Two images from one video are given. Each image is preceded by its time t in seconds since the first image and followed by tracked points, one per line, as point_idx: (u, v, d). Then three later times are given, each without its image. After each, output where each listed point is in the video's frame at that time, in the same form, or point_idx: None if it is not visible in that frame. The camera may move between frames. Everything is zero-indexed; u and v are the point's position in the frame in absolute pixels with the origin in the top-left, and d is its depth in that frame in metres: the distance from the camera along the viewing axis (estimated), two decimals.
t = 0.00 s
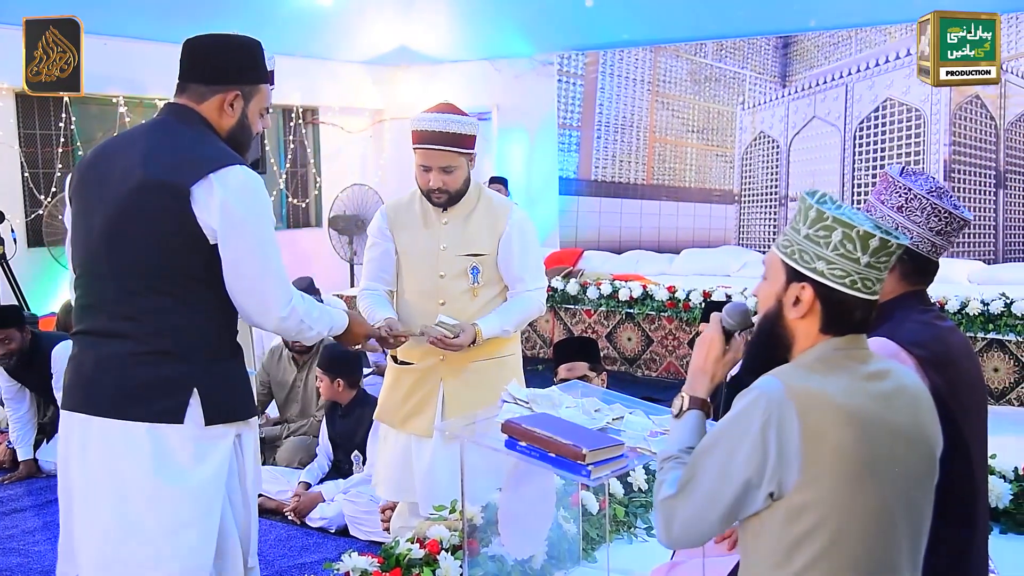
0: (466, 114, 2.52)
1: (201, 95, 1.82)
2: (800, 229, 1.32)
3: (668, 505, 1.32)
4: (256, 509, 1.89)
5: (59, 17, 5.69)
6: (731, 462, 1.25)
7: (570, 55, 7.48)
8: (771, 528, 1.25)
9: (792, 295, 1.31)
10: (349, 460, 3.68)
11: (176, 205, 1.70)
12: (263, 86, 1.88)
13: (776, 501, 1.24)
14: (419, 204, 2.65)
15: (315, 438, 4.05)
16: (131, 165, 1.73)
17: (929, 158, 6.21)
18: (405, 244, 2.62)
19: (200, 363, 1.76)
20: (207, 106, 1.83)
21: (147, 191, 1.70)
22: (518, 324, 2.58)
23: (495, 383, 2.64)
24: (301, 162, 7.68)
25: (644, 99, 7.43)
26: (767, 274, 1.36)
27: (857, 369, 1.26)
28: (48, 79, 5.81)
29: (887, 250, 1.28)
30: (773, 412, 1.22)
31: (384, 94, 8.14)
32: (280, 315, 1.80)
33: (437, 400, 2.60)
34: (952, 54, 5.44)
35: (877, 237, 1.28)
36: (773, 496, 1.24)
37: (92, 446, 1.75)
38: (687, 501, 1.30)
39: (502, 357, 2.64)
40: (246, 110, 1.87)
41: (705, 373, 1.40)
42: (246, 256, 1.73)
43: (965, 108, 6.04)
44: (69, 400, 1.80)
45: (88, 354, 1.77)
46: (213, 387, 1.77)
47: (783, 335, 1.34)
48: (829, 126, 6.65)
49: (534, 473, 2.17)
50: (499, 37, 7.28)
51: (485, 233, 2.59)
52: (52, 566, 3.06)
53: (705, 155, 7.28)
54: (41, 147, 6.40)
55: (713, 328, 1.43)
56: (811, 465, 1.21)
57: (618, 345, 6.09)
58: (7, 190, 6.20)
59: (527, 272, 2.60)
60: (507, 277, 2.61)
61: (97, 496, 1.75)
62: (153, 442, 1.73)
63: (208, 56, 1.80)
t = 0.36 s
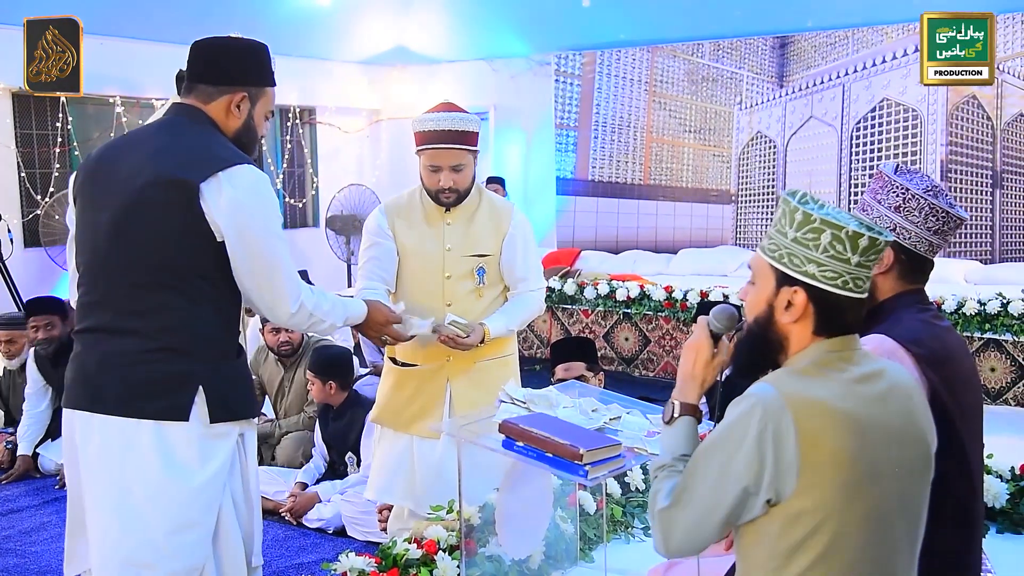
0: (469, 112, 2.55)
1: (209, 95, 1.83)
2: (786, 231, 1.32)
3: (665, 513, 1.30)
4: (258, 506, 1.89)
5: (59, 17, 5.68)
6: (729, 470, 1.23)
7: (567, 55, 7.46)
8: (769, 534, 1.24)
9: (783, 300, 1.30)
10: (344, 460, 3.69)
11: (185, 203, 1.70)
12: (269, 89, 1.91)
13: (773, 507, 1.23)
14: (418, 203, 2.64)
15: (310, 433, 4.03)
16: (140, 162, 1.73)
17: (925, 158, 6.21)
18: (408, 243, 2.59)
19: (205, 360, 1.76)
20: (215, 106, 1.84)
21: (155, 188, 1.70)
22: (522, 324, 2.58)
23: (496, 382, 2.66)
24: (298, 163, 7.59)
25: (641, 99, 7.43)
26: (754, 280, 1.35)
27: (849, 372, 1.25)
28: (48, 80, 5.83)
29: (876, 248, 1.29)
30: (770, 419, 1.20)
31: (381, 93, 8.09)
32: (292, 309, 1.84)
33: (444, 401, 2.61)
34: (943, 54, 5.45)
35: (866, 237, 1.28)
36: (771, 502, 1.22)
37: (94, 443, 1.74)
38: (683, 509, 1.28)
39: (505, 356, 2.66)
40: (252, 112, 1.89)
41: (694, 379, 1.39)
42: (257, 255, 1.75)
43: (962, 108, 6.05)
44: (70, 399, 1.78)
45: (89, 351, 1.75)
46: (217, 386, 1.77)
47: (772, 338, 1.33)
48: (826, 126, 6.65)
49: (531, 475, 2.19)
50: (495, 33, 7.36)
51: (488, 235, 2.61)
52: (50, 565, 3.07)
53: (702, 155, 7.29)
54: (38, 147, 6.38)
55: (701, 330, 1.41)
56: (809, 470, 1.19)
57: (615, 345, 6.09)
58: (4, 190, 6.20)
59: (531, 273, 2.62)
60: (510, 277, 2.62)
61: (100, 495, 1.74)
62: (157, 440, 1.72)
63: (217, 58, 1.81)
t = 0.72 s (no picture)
0: (482, 112, 2.52)
1: (228, 95, 1.77)
2: (766, 235, 1.33)
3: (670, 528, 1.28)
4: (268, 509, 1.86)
5: (60, 18, 5.72)
6: (733, 479, 1.21)
7: (564, 55, 7.49)
8: (775, 543, 1.22)
9: (777, 303, 1.30)
10: (341, 461, 3.67)
11: (201, 204, 1.65)
12: (288, 89, 1.84)
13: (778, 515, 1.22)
14: (420, 201, 2.59)
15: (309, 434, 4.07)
16: (156, 161, 1.67)
17: (922, 159, 6.22)
18: (418, 244, 2.55)
19: (218, 362, 1.71)
20: (234, 106, 1.77)
21: (171, 188, 1.65)
22: (527, 323, 2.61)
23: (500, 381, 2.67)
24: (295, 162, 7.69)
25: (637, 99, 7.44)
26: (742, 290, 1.36)
27: (847, 375, 1.25)
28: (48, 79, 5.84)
29: (856, 234, 1.29)
30: (773, 425, 1.19)
31: (376, 92, 8.07)
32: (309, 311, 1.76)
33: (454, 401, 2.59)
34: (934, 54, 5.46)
35: (844, 225, 1.29)
36: (776, 510, 1.21)
37: (106, 445, 1.70)
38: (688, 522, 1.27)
39: (510, 355, 2.67)
40: (270, 113, 1.82)
41: (694, 398, 1.38)
42: (272, 256, 1.68)
43: (958, 108, 6.06)
44: (83, 398, 1.75)
45: (102, 352, 1.71)
46: (231, 388, 1.73)
47: (771, 343, 1.32)
48: (823, 126, 6.66)
49: (528, 476, 2.18)
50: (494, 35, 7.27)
51: (494, 235, 2.61)
52: (46, 566, 3.06)
53: (698, 155, 7.29)
54: (34, 147, 6.40)
55: (698, 349, 1.40)
56: (814, 476, 1.18)
57: (612, 345, 6.10)
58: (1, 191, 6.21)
59: (533, 271, 2.65)
60: (514, 277, 2.64)
61: (111, 499, 1.70)
62: (170, 442, 1.68)
63: (234, 58, 1.75)
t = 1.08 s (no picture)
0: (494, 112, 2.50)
1: (252, 93, 1.74)
2: (768, 239, 1.32)
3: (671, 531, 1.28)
4: (281, 514, 1.81)
5: (61, 18, 5.70)
6: (735, 481, 1.21)
7: (563, 55, 7.48)
8: (777, 544, 1.22)
9: (778, 305, 1.30)
10: (342, 461, 3.68)
11: (217, 205, 1.60)
12: (316, 85, 1.79)
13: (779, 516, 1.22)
14: (431, 200, 2.57)
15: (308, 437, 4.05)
16: (177, 160, 1.64)
17: (920, 159, 6.23)
18: (432, 243, 2.53)
19: (230, 367, 1.66)
20: (259, 104, 1.74)
21: (188, 188, 1.61)
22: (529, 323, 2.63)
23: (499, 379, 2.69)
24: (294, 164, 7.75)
25: (636, 99, 7.46)
26: (739, 290, 1.36)
27: (847, 375, 1.25)
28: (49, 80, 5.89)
29: (859, 239, 1.31)
30: (774, 426, 1.19)
31: (376, 92, 7.88)
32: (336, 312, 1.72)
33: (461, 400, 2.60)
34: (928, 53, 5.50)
35: (847, 229, 1.30)
36: (777, 511, 1.21)
37: (118, 447, 1.68)
38: (690, 523, 1.27)
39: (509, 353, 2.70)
40: (297, 111, 1.78)
41: (691, 400, 1.38)
42: (292, 258, 1.63)
43: (957, 108, 6.07)
44: (99, 399, 1.72)
45: (119, 353, 1.68)
46: (242, 394, 1.68)
47: (770, 347, 1.32)
48: (822, 126, 6.66)
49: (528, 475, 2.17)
50: (492, 37, 7.25)
51: (499, 237, 2.64)
52: (45, 567, 3.06)
53: (697, 155, 7.31)
54: (32, 147, 6.44)
55: (692, 349, 1.41)
56: (814, 476, 1.18)
57: (611, 345, 6.10)
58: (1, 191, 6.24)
59: (534, 273, 2.70)
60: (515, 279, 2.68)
61: (120, 500, 1.68)
62: (176, 447, 1.64)
63: (260, 56, 1.72)
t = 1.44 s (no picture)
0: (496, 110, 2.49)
1: (271, 95, 1.73)
2: (763, 236, 1.32)
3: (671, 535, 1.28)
4: (288, 525, 1.81)
5: (61, 18, 5.84)
6: (735, 483, 1.21)
7: (562, 55, 7.49)
8: (776, 545, 1.22)
9: (773, 303, 1.30)
10: (338, 461, 3.69)
11: (227, 210, 1.60)
12: (338, 89, 1.79)
13: (778, 516, 1.21)
14: (434, 198, 2.56)
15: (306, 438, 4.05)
16: (189, 162, 1.64)
17: (919, 160, 6.22)
18: (435, 242, 2.53)
19: (239, 374, 1.66)
20: (277, 106, 1.74)
21: (200, 193, 1.60)
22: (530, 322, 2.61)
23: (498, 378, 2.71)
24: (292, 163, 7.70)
25: (636, 99, 7.43)
26: (733, 291, 1.36)
27: (843, 376, 1.25)
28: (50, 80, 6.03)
29: (854, 240, 1.31)
30: (773, 428, 1.19)
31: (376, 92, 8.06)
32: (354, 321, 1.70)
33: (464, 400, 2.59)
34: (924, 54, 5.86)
35: (844, 229, 1.30)
36: (776, 512, 1.21)
37: (128, 449, 1.68)
38: (690, 527, 1.26)
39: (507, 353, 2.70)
40: (316, 115, 1.78)
41: (683, 400, 1.38)
42: (308, 268, 1.62)
43: (956, 108, 6.07)
44: (108, 400, 1.71)
45: (129, 354, 1.67)
46: (250, 402, 1.67)
47: (760, 344, 1.33)
48: (820, 126, 6.67)
49: (527, 475, 2.17)
50: (492, 36, 7.25)
51: (500, 236, 2.64)
52: (43, 567, 3.06)
53: (696, 155, 7.32)
54: (31, 147, 6.46)
55: (685, 352, 1.41)
56: (813, 476, 1.18)
57: (609, 345, 6.11)
58: None
59: (533, 272, 2.69)
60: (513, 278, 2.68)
61: (134, 503, 1.68)
62: (185, 452, 1.63)
63: (278, 57, 1.71)
